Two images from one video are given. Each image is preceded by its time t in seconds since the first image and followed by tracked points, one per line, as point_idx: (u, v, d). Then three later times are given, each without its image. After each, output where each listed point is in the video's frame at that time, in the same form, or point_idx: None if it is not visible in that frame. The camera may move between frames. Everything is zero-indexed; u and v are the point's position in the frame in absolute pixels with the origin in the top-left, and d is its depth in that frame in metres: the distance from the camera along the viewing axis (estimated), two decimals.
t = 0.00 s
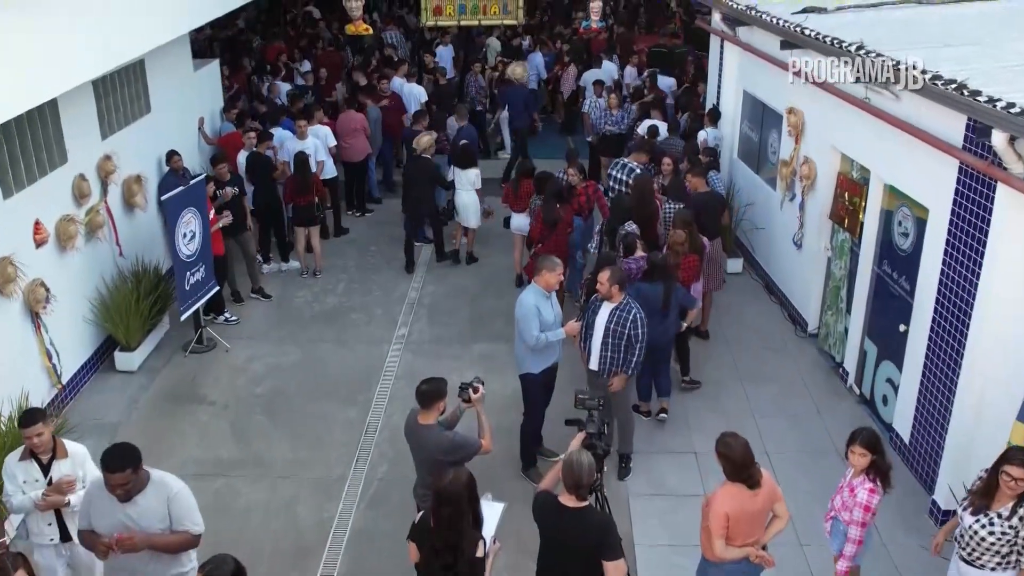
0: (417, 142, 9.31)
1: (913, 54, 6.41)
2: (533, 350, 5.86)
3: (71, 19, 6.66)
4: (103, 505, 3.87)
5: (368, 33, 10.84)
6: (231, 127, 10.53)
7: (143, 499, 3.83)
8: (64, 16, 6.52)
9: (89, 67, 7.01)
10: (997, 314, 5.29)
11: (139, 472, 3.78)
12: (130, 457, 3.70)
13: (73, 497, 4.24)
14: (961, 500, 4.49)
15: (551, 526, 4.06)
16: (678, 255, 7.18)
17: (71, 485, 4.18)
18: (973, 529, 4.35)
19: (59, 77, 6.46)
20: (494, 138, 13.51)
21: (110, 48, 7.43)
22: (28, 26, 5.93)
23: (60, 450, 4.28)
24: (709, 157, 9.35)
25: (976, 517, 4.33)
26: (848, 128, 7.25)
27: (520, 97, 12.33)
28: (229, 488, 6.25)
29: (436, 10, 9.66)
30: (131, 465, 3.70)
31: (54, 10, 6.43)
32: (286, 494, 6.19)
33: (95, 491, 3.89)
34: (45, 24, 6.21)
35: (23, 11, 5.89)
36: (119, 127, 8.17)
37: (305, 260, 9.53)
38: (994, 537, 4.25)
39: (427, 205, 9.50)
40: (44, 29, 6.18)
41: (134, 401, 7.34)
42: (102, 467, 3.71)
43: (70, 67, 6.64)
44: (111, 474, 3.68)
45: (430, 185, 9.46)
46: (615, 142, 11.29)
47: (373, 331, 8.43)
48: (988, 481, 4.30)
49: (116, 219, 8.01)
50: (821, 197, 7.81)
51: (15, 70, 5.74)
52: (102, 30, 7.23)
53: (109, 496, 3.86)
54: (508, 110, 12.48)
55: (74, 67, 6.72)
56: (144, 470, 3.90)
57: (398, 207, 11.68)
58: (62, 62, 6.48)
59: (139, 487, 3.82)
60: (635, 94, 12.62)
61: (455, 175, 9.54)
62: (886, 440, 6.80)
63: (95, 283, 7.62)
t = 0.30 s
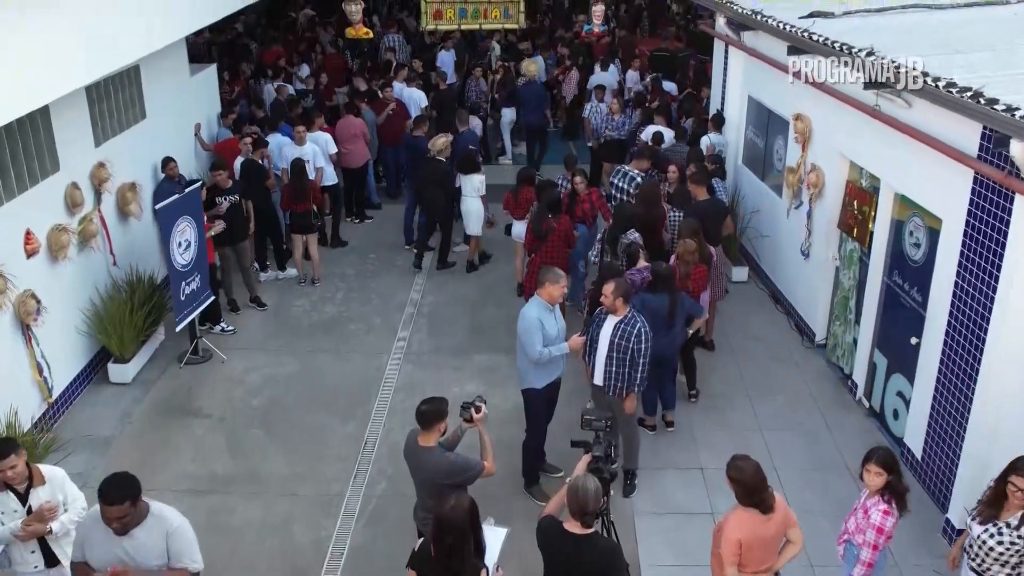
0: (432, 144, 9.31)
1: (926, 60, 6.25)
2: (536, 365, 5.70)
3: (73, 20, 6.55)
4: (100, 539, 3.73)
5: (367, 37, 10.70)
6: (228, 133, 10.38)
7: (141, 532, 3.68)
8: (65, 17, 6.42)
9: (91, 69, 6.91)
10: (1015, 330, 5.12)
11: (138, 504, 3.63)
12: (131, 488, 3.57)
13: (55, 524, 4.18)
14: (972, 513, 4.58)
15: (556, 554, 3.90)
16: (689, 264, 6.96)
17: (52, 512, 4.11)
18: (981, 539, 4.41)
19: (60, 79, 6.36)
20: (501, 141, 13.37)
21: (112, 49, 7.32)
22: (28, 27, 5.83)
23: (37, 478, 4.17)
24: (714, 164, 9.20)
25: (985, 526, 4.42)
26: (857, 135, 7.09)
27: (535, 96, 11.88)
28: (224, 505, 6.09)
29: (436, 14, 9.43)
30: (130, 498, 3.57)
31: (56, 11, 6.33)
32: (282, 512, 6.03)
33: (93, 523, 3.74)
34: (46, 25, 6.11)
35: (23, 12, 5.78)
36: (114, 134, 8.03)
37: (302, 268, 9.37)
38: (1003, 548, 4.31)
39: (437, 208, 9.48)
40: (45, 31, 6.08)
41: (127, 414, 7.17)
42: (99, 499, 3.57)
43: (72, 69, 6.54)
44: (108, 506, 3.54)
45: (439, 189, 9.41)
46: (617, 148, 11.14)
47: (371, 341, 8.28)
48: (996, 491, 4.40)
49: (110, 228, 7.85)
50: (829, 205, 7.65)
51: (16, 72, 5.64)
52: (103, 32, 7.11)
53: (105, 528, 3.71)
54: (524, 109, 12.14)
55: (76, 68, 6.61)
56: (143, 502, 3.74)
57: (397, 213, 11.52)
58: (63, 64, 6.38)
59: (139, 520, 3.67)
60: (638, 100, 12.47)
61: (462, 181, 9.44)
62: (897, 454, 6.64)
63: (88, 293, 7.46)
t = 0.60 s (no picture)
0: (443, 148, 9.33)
1: (937, 67, 6.11)
2: (538, 381, 5.57)
3: (65, 20, 6.50)
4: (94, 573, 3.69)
5: (366, 41, 10.60)
6: (226, 139, 10.25)
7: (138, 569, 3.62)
8: (57, 17, 6.36)
9: (84, 70, 6.84)
10: None
11: (135, 541, 3.58)
12: (128, 526, 3.54)
13: (32, 551, 4.03)
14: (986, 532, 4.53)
15: None
16: (702, 273, 6.73)
17: (32, 539, 3.97)
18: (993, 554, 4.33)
19: (54, 80, 6.31)
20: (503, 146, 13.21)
21: (106, 50, 7.26)
22: (20, 26, 5.77)
23: (19, 504, 4.04)
24: (719, 171, 9.05)
25: (997, 542, 4.36)
26: (866, 142, 6.94)
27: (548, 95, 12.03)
28: (218, 523, 5.94)
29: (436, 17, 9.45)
30: (128, 535, 3.53)
31: (46, 10, 6.27)
32: (278, 530, 5.87)
33: (87, 558, 3.69)
34: (37, 23, 6.04)
35: (14, 11, 5.72)
36: (108, 139, 7.90)
37: (299, 277, 9.23)
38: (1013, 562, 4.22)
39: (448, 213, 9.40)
40: (36, 29, 6.02)
41: (121, 427, 7.02)
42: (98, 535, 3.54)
43: (65, 69, 6.48)
44: (105, 544, 3.50)
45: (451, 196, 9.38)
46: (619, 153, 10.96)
47: (370, 352, 8.12)
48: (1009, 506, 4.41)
49: (104, 237, 7.71)
50: (836, 213, 7.50)
51: (8, 70, 5.58)
52: (96, 32, 7.04)
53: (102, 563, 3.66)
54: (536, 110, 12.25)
55: (69, 69, 6.55)
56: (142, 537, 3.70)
57: (397, 220, 11.37)
58: (55, 64, 6.31)
59: (136, 557, 3.62)
60: (639, 104, 12.33)
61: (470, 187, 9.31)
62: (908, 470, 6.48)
63: (80, 304, 7.31)
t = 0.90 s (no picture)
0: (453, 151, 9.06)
1: (949, 73, 5.95)
2: (540, 398, 5.45)
3: (65, 20, 6.39)
4: None
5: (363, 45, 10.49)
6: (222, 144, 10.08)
7: None
8: (57, 16, 6.25)
9: (84, 71, 6.72)
10: None
11: None
12: (117, 564, 3.48)
13: None
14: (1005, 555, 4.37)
15: None
16: (714, 282, 6.52)
17: (15, 565, 3.90)
18: None
19: (54, 81, 6.19)
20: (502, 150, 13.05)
21: (106, 51, 7.15)
22: (20, 26, 5.67)
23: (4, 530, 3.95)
24: (723, 177, 8.91)
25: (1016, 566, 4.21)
26: (875, 149, 6.79)
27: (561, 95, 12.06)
28: (211, 541, 5.77)
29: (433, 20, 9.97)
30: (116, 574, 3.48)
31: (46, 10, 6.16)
32: (272, 549, 5.71)
33: None
34: (37, 22, 5.94)
35: (14, 11, 5.61)
36: (101, 145, 7.74)
37: (295, 285, 9.08)
38: None
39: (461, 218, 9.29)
40: (36, 29, 5.91)
41: (112, 441, 6.86)
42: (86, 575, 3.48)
43: (66, 70, 6.37)
44: None
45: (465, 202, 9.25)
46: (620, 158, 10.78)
47: (368, 362, 7.97)
48: None
49: (96, 246, 7.55)
50: (843, 222, 7.35)
51: (9, 70, 5.47)
52: (95, 33, 6.92)
53: None
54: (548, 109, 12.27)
55: (69, 70, 6.44)
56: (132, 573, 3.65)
57: (395, 225, 11.21)
58: (56, 64, 6.20)
59: None
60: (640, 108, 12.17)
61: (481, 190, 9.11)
62: (918, 486, 6.32)
63: (71, 315, 7.15)
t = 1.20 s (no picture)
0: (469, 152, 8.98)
1: (958, 79, 5.80)
2: (541, 415, 5.33)
3: (64, 21, 6.42)
4: None
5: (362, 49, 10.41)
6: (217, 150, 9.93)
7: None
8: (55, 17, 6.28)
9: (83, 72, 6.75)
10: None
11: None
12: None
13: None
14: None
15: None
16: (723, 294, 6.34)
17: None
18: None
19: (54, 81, 6.22)
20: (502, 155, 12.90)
21: (106, 51, 7.17)
22: (20, 26, 5.72)
23: None
24: (727, 184, 8.75)
25: None
26: (883, 157, 6.64)
27: (566, 96, 12.27)
28: (202, 561, 5.61)
29: (433, 27, 10.13)
30: None
31: (46, 11, 6.21)
32: (265, 568, 5.55)
33: None
34: (37, 22, 5.97)
35: (14, 12, 5.67)
36: (93, 152, 7.60)
37: (292, 293, 8.92)
38: None
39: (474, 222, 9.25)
40: (36, 29, 5.95)
41: (102, 456, 6.69)
42: None
43: (65, 71, 6.39)
44: None
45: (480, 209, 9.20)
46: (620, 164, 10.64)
47: (365, 373, 7.81)
48: None
49: (88, 255, 7.40)
50: (850, 231, 7.20)
51: (8, 70, 5.52)
52: (95, 34, 6.93)
53: None
54: (551, 110, 12.46)
55: (68, 71, 6.47)
56: None
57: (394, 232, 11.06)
58: (56, 65, 6.26)
59: None
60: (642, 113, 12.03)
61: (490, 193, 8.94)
62: (929, 503, 6.16)
63: (61, 326, 6.99)
